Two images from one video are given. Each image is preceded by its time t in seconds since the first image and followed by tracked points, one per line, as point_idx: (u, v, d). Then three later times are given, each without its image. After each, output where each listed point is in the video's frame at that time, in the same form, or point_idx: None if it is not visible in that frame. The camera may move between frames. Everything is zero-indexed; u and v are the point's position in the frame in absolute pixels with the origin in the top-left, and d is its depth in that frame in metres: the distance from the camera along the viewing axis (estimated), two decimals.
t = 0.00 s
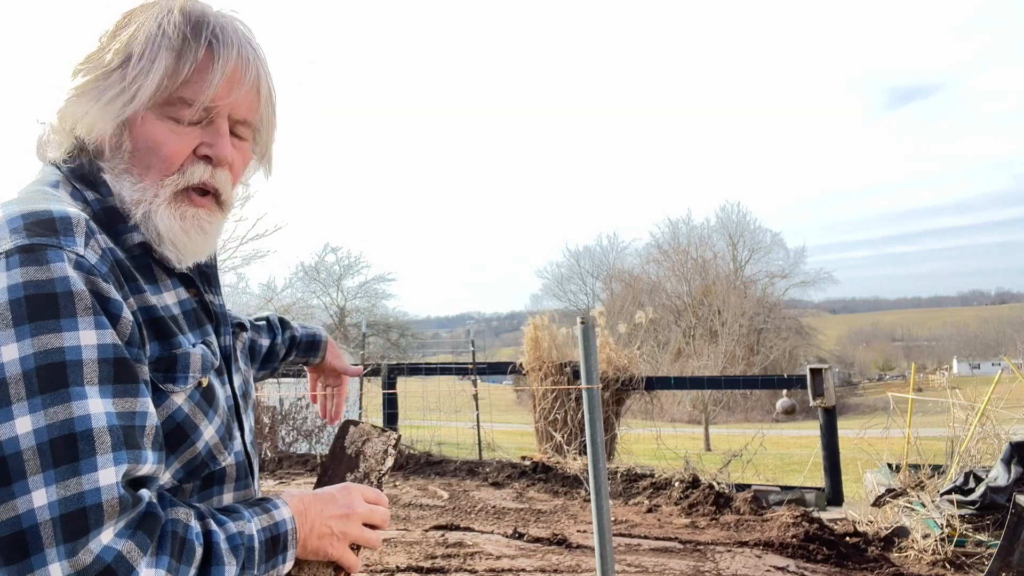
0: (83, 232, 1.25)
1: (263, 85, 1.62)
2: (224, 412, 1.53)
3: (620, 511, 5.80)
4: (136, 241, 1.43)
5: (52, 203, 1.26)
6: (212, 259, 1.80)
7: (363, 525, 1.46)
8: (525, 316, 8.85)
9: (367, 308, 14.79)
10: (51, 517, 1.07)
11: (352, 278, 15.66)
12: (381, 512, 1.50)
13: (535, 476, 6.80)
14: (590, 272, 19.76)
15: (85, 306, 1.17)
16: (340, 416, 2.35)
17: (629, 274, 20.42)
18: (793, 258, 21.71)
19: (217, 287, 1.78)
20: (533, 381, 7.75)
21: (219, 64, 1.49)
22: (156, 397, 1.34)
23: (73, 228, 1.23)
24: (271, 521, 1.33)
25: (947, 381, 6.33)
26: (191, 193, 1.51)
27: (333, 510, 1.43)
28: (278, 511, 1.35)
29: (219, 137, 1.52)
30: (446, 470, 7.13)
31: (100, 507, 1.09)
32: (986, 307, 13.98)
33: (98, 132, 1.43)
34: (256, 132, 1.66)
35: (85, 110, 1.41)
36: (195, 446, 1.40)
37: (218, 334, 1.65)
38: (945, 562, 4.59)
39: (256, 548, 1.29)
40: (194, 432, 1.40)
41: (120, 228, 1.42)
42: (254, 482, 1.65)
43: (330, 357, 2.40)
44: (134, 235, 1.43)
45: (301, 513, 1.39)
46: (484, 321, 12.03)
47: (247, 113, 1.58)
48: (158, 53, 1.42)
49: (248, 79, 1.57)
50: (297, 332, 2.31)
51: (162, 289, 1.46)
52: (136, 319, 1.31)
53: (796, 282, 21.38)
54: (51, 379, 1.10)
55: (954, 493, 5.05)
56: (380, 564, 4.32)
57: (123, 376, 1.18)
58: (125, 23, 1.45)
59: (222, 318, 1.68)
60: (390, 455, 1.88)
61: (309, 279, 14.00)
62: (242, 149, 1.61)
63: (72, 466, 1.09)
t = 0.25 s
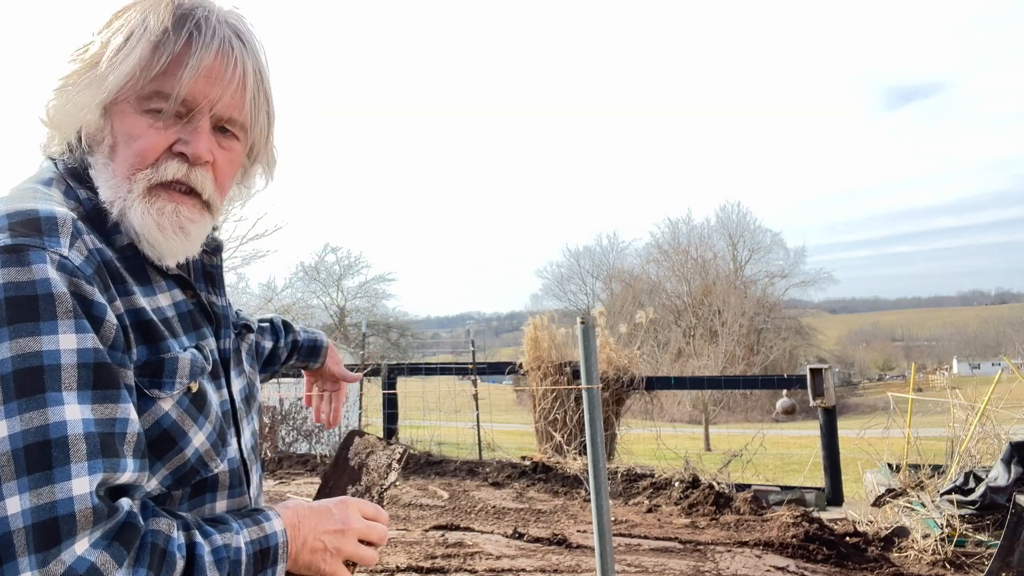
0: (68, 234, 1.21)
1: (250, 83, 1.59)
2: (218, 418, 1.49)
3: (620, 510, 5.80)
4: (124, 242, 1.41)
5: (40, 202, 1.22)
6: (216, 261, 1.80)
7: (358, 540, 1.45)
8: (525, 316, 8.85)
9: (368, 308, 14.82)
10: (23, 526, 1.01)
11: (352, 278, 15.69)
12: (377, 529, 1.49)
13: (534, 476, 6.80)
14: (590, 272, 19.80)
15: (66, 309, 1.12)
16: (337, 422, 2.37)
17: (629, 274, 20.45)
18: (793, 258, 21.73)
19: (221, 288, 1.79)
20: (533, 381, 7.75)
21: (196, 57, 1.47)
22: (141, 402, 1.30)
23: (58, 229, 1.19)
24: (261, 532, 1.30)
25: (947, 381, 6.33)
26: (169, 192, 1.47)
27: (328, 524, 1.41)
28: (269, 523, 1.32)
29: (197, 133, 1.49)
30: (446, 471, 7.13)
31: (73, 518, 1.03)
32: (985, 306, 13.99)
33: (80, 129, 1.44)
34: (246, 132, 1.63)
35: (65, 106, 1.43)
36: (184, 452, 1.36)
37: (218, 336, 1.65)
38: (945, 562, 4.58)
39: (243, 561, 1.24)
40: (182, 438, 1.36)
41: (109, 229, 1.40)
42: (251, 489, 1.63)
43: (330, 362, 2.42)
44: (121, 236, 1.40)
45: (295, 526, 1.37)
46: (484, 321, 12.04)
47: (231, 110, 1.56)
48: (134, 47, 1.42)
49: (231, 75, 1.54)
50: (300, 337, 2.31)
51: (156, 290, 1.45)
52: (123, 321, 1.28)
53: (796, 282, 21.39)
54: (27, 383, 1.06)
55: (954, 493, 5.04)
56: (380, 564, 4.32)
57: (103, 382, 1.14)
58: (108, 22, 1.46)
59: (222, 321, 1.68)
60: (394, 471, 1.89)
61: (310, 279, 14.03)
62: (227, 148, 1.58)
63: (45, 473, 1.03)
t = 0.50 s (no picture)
0: (52, 231, 1.20)
1: (238, 77, 1.59)
2: (211, 419, 1.48)
3: (620, 510, 5.80)
4: (113, 241, 1.40)
5: (25, 200, 1.22)
6: (214, 261, 1.81)
7: (355, 541, 1.44)
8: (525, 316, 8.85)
9: (368, 308, 14.81)
10: (6, 528, 1.01)
11: (352, 278, 15.68)
12: (374, 529, 1.48)
13: (534, 476, 6.80)
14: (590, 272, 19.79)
15: (48, 308, 1.11)
16: (336, 421, 2.36)
17: (629, 274, 20.45)
18: (793, 258, 21.72)
19: (219, 287, 1.80)
20: (533, 381, 7.75)
21: (183, 49, 1.47)
22: (128, 402, 1.29)
23: (42, 227, 1.18)
24: (254, 534, 1.30)
25: (947, 381, 6.33)
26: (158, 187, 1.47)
27: (324, 525, 1.41)
28: (262, 524, 1.32)
29: (184, 127, 1.49)
30: (446, 471, 7.13)
31: (54, 519, 1.03)
32: (986, 306, 13.99)
33: (70, 125, 1.44)
34: (236, 127, 1.63)
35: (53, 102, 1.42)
36: (174, 454, 1.35)
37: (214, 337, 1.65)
38: (945, 562, 4.58)
39: (234, 562, 1.25)
40: (171, 440, 1.35)
41: (97, 227, 1.39)
42: (247, 490, 1.63)
43: (330, 362, 2.42)
44: (109, 236, 1.40)
45: (290, 527, 1.37)
46: (484, 320, 12.04)
47: (218, 104, 1.55)
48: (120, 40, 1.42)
49: (218, 68, 1.54)
50: (302, 337, 2.31)
51: (147, 290, 1.44)
52: (111, 321, 1.27)
53: (796, 282, 21.39)
54: (8, 383, 1.04)
55: (954, 494, 5.05)
56: (380, 564, 4.32)
57: (86, 382, 1.13)
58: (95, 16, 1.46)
59: (218, 321, 1.68)
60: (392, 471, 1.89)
61: (310, 279, 14.03)
62: (216, 143, 1.58)
63: (26, 474, 1.02)
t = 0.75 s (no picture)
0: (40, 230, 1.20)
1: (229, 70, 1.59)
2: (207, 417, 1.48)
3: (620, 511, 5.80)
4: (105, 239, 1.40)
5: (13, 200, 1.22)
6: (211, 260, 1.81)
7: (356, 537, 1.44)
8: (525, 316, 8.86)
9: (368, 308, 14.81)
10: None
11: (352, 278, 15.68)
12: (375, 524, 1.48)
13: (534, 476, 6.80)
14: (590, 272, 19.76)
15: (37, 306, 1.11)
16: (340, 421, 2.34)
17: (629, 274, 20.45)
18: (793, 258, 21.72)
19: (216, 285, 1.80)
20: (533, 381, 7.75)
21: (171, 44, 1.47)
22: (122, 401, 1.28)
23: (30, 225, 1.18)
24: (253, 530, 1.30)
25: (947, 381, 6.34)
26: (148, 183, 1.47)
27: (326, 521, 1.41)
28: (261, 521, 1.33)
29: (173, 122, 1.49)
30: (446, 470, 7.14)
31: (48, 519, 1.02)
32: (986, 306, 13.99)
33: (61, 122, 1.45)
34: (227, 121, 1.62)
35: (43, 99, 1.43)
36: (170, 454, 1.35)
37: (211, 335, 1.66)
38: (945, 562, 4.59)
39: (233, 559, 1.25)
40: (166, 439, 1.34)
41: (88, 225, 1.39)
42: (246, 489, 1.63)
43: (332, 362, 2.42)
44: (98, 235, 1.40)
45: (292, 523, 1.37)
46: (484, 321, 12.04)
47: (208, 98, 1.55)
48: (108, 35, 1.42)
49: (207, 62, 1.54)
50: (304, 338, 2.31)
51: (141, 288, 1.45)
52: (103, 319, 1.27)
53: (796, 282, 21.40)
54: None
55: (954, 493, 5.05)
56: (380, 564, 4.32)
57: (78, 380, 1.13)
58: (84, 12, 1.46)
59: (215, 319, 1.69)
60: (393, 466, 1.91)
61: (310, 279, 14.02)
62: (207, 138, 1.57)
63: (18, 474, 1.02)
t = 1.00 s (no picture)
0: (33, 229, 1.19)
1: (231, 84, 1.58)
2: (203, 417, 1.48)
3: (620, 511, 5.80)
4: (98, 241, 1.40)
5: (5, 198, 1.21)
6: (209, 259, 1.81)
7: (354, 537, 1.44)
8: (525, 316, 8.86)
9: (368, 308, 14.81)
10: None
11: (352, 277, 15.69)
12: (373, 524, 1.48)
13: (534, 476, 6.80)
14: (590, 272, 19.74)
15: (29, 306, 1.10)
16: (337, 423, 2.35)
17: (629, 274, 20.44)
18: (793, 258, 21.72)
19: (214, 284, 1.79)
20: (533, 381, 7.75)
21: (175, 56, 1.47)
22: (116, 401, 1.28)
23: (22, 224, 1.18)
24: (249, 531, 1.30)
25: (947, 381, 6.34)
26: (145, 193, 1.47)
27: (322, 522, 1.41)
28: (258, 521, 1.33)
29: (172, 133, 1.48)
30: (446, 470, 7.14)
31: (39, 520, 1.02)
32: (986, 306, 13.99)
33: (59, 125, 1.45)
34: (227, 133, 1.62)
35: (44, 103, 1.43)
36: (165, 454, 1.35)
37: (209, 335, 1.66)
38: (945, 562, 4.59)
39: (228, 560, 1.25)
40: (161, 440, 1.34)
41: (83, 226, 1.39)
42: (244, 490, 1.62)
43: (329, 366, 2.42)
44: (93, 235, 1.40)
45: (289, 524, 1.37)
46: (484, 321, 12.04)
47: (210, 110, 1.55)
48: (111, 43, 1.41)
49: (210, 74, 1.54)
50: (303, 340, 2.31)
51: (137, 288, 1.45)
52: (98, 319, 1.26)
53: (796, 282, 21.40)
54: None
55: (954, 493, 5.05)
56: (380, 564, 4.32)
57: (70, 380, 1.12)
58: (88, 17, 1.46)
59: (213, 319, 1.68)
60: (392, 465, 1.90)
61: (310, 279, 14.02)
62: (206, 149, 1.57)
63: (9, 474, 1.01)
